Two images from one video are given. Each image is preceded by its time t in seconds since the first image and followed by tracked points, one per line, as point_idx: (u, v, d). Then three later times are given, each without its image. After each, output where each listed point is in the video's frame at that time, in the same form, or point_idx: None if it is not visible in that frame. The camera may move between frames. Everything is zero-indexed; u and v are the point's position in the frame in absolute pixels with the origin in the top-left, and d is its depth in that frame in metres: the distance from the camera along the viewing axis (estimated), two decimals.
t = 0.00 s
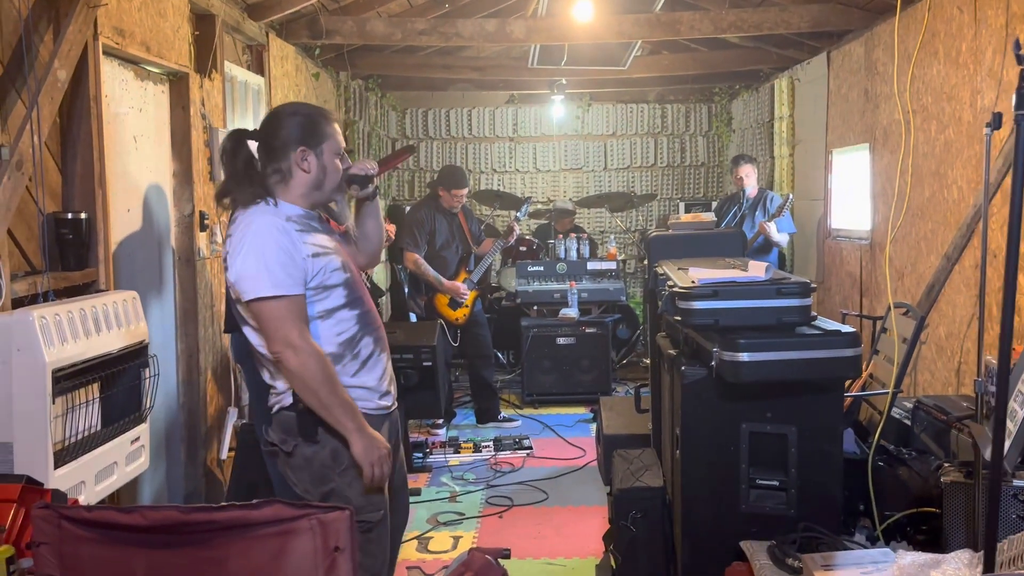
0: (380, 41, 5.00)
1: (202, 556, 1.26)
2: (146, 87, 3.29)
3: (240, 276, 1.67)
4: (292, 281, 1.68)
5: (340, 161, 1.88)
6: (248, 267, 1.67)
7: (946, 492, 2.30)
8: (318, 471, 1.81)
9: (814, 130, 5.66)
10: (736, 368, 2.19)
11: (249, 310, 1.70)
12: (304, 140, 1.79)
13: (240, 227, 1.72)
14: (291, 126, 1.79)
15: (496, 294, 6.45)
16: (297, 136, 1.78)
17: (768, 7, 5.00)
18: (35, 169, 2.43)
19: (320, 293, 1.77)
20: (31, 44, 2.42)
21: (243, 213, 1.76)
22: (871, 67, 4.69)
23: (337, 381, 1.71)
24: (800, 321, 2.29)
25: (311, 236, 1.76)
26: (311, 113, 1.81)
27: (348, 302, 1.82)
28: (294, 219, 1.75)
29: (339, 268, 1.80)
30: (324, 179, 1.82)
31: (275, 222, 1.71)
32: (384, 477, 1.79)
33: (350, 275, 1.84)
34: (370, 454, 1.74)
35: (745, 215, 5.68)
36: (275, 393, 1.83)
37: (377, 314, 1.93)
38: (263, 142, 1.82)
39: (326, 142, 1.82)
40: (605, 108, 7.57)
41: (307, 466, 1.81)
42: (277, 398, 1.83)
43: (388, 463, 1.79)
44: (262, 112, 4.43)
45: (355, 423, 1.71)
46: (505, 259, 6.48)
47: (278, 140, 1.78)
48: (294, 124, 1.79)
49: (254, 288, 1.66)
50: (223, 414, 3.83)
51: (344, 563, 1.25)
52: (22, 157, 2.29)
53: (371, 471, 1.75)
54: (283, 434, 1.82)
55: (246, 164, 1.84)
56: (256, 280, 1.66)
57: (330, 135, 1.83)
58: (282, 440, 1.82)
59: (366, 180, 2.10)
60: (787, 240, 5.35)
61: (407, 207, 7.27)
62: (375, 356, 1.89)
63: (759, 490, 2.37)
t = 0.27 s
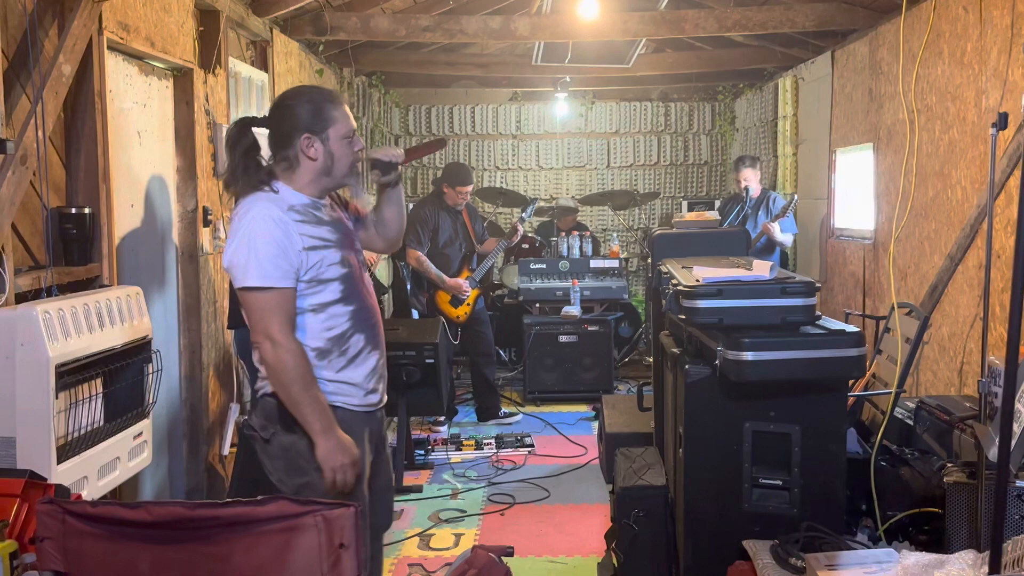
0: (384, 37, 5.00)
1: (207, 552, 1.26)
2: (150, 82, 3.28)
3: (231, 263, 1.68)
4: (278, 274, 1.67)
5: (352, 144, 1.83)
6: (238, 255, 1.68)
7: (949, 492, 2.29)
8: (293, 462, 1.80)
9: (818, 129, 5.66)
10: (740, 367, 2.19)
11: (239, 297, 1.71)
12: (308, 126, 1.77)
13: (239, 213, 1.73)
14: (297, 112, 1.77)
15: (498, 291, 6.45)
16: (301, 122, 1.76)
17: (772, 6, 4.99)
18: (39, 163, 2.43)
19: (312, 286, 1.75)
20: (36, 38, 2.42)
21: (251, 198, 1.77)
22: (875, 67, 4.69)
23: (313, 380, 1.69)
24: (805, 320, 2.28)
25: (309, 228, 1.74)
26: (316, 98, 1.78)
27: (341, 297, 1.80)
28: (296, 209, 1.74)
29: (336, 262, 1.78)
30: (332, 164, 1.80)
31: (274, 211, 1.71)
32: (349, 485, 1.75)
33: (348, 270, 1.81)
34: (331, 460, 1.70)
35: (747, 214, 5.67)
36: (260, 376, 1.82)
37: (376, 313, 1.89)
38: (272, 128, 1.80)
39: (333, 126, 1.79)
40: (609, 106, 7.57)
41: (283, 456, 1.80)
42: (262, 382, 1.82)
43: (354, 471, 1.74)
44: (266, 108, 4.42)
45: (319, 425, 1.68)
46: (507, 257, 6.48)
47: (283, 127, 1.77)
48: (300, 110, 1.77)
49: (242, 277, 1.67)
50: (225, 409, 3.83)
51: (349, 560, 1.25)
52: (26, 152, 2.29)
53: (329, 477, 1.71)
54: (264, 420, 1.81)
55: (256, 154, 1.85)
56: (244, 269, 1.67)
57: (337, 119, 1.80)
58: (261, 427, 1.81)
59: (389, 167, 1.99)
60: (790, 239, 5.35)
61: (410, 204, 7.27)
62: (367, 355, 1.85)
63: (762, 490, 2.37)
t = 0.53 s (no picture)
0: (387, 34, 4.99)
1: (209, 548, 1.26)
2: (153, 77, 3.28)
3: (230, 243, 1.69)
4: (272, 262, 1.68)
5: (374, 145, 1.83)
6: (237, 237, 1.69)
7: (951, 492, 2.29)
8: (267, 453, 1.84)
9: (820, 128, 5.65)
10: (742, 366, 2.19)
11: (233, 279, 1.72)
12: (329, 123, 1.78)
13: (249, 195, 1.74)
14: (320, 109, 1.78)
15: (499, 289, 6.45)
16: (321, 119, 1.77)
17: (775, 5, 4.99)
18: (42, 158, 2.43)
19: (306, 279, 1.75)
20: (39, 33, 2.42)
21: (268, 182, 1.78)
22: (879, 66, 4.68)
23: (287, 372, 1.71)
24: (808, 319, 2.28)
25: (313, 221, 1.75)
26: (340, 96, 1.79)
27: (335, 295, 1.79)
28: (304, 201, 1.75)
29: (334, 259, 1.78)
30: (348, 163, 1.80)
31: (282, 200, 1.72)
32: (310, 482, 1.75)
33: (346, 268, 1.81)
34: (290, 454, 1.70)
35: (749, 214, 5.66)
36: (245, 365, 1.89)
37: (369, 316, 1.88)
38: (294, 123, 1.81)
39: (353, 126, 1.79)
40: (611, 104, 7.56)
41: (258, 446, 1.85)
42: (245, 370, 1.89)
43: (316, 469, 1.74)
44: (268, 104, 4.42)
45: (284, 417, 1.69)
46: (508, 254, 6.48)
47: (304, 122, 1.78)
48: (322, 108, 1.78)
49: (236, 259, 1.68)
50: (226, 406, 3.83)
51: (351, 557, 1.25)
52: (29, 146, 2.29)
53: (287, 470, 1.71)
54: (245, 409, 1.87)
55: (273, 145, 1.85)
56: (240, 252, 1.68)
57: (358, 119, 1.80)
58: (241, 414, 1.87)
59: (411, 168, 1.94)
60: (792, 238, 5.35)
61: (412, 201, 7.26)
62: (350, 357, 1.84)
63: (764, 489, 2.37)
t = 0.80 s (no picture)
0: (388, 32, 4.99)
1: (209, 546, 1.26)
2: (154, 74, 3.28)
3: (221, 242, 1.73)
4: (255, 260, 1.70)
5: (371, 146, 1.81)
6: (227, 236, 1.73)
7: (949, 493, 2.30)
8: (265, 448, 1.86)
9: (821, 128, 5.65)
10: (742, 366, 2.19)
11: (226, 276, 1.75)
12: (325, 122, 1.78)
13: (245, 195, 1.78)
14: (318, 109, 1.78)
15: (499, 287, 6.45)
16: (318, 119, 1.77)
17: (776, 4, 4.98)
18: (43, 155, 2.43)
19: (297, 278, 1.77)
20: (41, 29, 2.42)
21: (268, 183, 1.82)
22: (879, 66, 4.68)
23: (270, 369, 1.73)
24: (808, 320, 2.28)
25: (304, 221, 1.76)
26: (336, 96, 1.79)
27: (328, 294, 1.80)
28: (297, 201, 1.76)
29: (327, 258, 1.79)
30: (345, 163, 1.79)
31: (273, 200, 1.74)
32: (288, 478, 1.77)
33: (340, 267, 1.81)
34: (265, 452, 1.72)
35: (749, 213, 5.66)
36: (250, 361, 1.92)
37: (369, 316, 1.88)
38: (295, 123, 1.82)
39: (349, 125, 1.79)
40: (611, 102, 7.56)
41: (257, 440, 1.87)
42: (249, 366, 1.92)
43: (291, 466, 1.76)
44: (269, 101, 4.42)
45: (260, 416, 1.71)
46: (508, 253, 6.48)
47: (302, 122, 1.79)
48: (319, 107, 1.78)
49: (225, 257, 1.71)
50: (225, 402, 3.84)
51: (350, 555, 1.25)
52: (31, 143, 2.29)
53: (263, 468, 1.74)
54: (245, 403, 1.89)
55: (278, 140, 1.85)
56: (227, 250, 1.71)
57: (355, 119, 1.79)
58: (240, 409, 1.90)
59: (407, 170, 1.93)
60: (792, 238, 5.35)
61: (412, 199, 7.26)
62: (349, 356, 1.83)
63: (763, 488, 2.38)
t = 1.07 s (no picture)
0: (388, 29, 4.99)
1: (211, 542, 1.27)
2: (155, 71, 3.28)
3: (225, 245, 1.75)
4: (257, 259, 1.71)
5: (366, 138, 1.83)
6: (231, 238, 1.75)
7: (947, 492, 2.31)
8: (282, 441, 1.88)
9: (821, 128, 5.65)
10: (741, 364, 2.20)
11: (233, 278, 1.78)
12: (319, 118, 1.80)
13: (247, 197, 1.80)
14: (311, 105, 1.81)
15: (498, 285, 6.45)
16: (313, 115, 1.80)
17: (777, 3, 4.98)
18: (45, 151, 2.43)
19: (304, 273, 1.78)
20: (43, 25, 2.42)
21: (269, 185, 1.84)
22: (880, 66, 4.69)
23: (275, 364, 1.74)
24: (807, 319, 2.29)
25: (306, 216, 1.77)
26: (328, 91, 1.81)
27: (336, 286, 1.81)
28: (296, 198, 1.77)
29: (331, 250, 1.80)
30: (342, 156, 1.80)
31: (272, 199, 1.75)
32: (297, 471, 1.78)
33: (346, 258, 1.82)
34: (273, 445, 1.74)
35: (749, 212, 5.67)
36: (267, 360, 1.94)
37: (381, 304, 1.88)
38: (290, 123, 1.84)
39: (343, 118, 1.81)
40: (611, 100, 7.56)
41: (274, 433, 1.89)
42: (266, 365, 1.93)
43: (300, 459, 1.76)
44: (270, 98, 4.42)
45: (266, 409, 1.73)
46: (508, 251, 6.49)
47: (298, 120, 1.81)
48: (312, 103, 1.81)
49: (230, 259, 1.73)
50: (225, 399, 3.84)
51: (351, 552, 1.25)
52: (32, 139, 2.29)
53: (272, 461, 1.75)
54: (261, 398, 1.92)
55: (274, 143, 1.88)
56: (230, 252, 1.73)
57: (348, 112, 1.81)
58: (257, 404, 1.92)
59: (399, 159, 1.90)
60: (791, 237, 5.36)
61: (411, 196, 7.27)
62: (363, 345, 1.84)
63: (761, 487, 2.38)
